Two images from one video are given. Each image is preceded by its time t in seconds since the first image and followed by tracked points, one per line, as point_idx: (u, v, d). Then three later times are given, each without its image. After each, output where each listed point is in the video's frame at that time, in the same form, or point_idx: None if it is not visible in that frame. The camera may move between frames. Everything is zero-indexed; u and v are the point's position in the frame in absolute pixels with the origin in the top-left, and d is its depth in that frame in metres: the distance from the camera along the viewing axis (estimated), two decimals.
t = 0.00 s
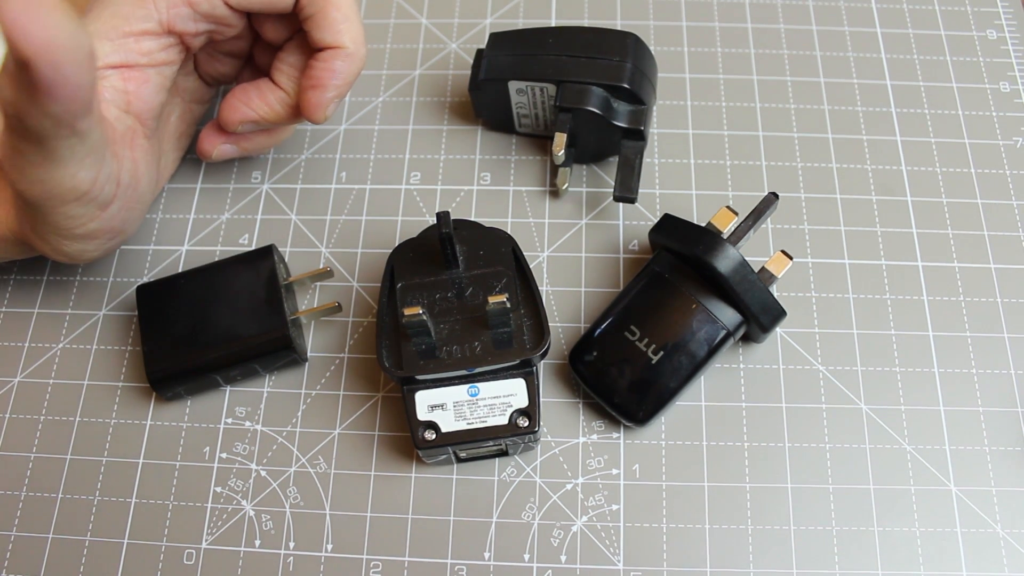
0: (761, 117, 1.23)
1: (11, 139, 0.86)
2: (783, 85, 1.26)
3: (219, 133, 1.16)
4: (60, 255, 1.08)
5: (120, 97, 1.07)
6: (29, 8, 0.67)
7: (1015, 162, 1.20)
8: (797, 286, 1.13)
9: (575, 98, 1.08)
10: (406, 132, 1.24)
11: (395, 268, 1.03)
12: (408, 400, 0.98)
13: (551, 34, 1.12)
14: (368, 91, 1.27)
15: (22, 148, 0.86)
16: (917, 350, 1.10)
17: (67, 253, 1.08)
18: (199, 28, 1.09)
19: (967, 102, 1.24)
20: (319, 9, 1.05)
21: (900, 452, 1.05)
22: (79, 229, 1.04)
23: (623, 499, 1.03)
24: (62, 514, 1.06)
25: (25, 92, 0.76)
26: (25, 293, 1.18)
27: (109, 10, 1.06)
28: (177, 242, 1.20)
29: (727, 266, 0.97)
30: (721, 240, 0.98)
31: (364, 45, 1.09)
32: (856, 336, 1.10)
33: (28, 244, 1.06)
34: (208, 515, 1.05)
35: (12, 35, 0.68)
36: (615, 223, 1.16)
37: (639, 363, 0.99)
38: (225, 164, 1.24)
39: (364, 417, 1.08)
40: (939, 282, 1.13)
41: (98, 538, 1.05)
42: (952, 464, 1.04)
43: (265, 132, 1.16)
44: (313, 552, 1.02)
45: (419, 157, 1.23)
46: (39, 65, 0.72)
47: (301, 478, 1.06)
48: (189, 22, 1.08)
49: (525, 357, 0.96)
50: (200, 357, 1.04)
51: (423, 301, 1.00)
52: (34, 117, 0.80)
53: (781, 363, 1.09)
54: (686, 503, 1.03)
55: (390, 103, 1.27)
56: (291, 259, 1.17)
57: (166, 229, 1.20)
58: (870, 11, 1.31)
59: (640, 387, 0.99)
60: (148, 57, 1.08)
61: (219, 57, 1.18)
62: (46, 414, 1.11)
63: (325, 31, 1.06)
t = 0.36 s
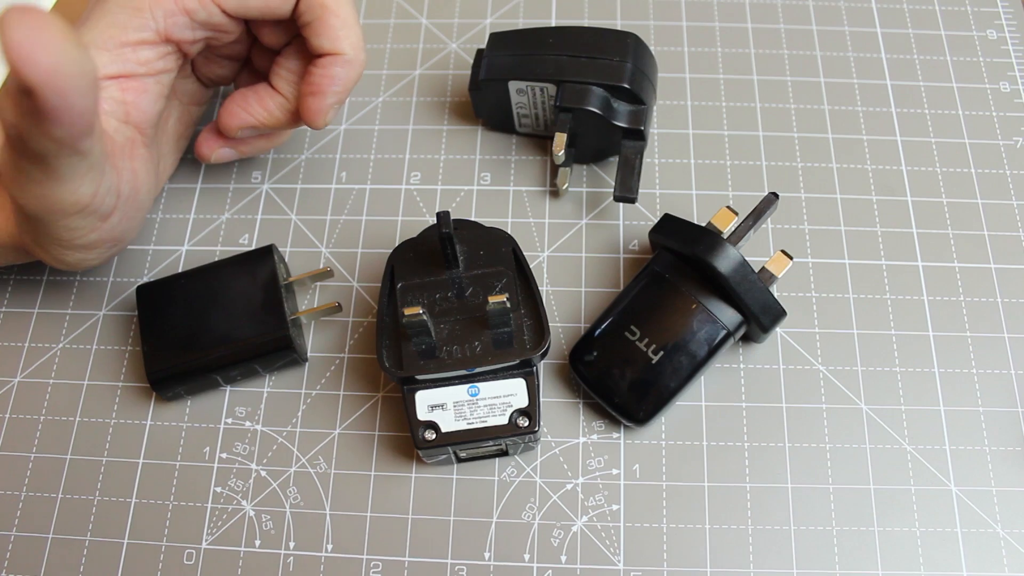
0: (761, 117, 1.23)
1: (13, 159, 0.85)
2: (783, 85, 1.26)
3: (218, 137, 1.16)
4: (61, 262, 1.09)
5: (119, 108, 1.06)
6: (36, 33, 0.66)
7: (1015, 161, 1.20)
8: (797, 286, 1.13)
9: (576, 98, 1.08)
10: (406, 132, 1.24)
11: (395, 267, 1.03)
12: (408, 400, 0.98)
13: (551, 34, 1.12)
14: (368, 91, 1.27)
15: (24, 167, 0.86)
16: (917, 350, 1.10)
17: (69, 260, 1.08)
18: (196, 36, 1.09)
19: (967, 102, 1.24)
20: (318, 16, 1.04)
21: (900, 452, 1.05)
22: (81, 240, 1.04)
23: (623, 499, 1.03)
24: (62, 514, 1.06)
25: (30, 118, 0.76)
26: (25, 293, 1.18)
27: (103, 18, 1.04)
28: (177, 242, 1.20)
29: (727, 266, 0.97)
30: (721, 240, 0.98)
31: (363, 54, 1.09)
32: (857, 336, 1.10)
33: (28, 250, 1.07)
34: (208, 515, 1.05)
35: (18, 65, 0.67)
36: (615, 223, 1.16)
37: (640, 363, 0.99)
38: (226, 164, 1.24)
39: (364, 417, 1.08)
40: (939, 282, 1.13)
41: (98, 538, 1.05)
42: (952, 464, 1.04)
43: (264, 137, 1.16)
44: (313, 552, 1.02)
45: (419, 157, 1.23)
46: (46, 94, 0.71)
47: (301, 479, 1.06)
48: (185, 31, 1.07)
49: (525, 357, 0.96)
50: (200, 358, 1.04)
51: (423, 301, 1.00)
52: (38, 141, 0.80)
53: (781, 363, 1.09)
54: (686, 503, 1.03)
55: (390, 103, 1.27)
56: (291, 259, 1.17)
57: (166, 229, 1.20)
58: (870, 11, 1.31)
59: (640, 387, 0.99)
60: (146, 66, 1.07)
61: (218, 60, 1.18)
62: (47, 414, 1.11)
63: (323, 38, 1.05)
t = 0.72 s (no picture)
0: (761, 117, 1.23)
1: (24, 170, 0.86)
2: (783, 85, 1.26)
3: (219, 139, 1.16)
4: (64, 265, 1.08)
5: (124, 112, 1.06)
6: (54, 46, 0.67)
7: (1015, 162, 1.20)
8: (797, 286, 1.13)
9: (576, 98, 1.08)
10: (406, 132, 1.24)
11: (395, 267, 1.03)
12: (408, 400, 0.98)
13: (551, 34, 1.12)
14: (369, 91, 1.27)
15: (35, 175, 0.85)
16: (917, 350, 1.10)
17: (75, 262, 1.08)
18: (198, 39, 1.09)
19: (967, 103, 1.24)
20: (322, 18, 1.04)
21: (900, 452, 1.05)
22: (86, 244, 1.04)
23: (623, 499, 1.03)
24: (62, 514, 1.06)
25: (47, 129, 0.76)
26: (25, 292, 1.18)
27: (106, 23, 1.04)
28: (177, 242, 1.20)
29: (727, 266, 0.97)
30: (721, 240, 0.98)
31: (366, 57, 1.09)
32: (857, 336, 1.10)
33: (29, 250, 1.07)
34: (208, 515, 1.05)
35: (36, 75, 0.68)
36: (615, 223, 1.16)
37: (640, 363, 0.99)
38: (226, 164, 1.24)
39: (364, 417, 1.08)
40: (939, 282, 1.13)
41: (98, 538, 1.05)
42: (952, 464, 1.04)
43: (264, 139, 1.17)
44: (313, 552, 1.02)
45: (419, 157, 1.23)
46: (66, 104, 0.72)
47: (301, 479, 1.05)
48: (188, 34, 1.07)
49: (525, 357, 0.96)
50: (201, 358, 1.04)
51: (423, 301, 1.00)
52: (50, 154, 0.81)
53: (781, 363, 1.09)
54: (686, 503, 1.02)
55: (390, 103, 1.27)
56: (291, 259, 1.17)
57: (166, 229, 1.20)
58: (870, 11, 1.31)
59: (640, 387, 0.98)
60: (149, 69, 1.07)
61: (220, 62, 1.18)
62: (47, 414, 1.11)
63: (325, 41, 1.05)
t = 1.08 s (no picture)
0: (762, 117, 1.23)
1: None
2: (783, 85, 1.26)
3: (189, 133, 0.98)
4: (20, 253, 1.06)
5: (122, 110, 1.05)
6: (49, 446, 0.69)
7: (1015, 162, 1.20)
8: (797, 286, 1.13)
9: (576, 98, 1.08)
10: (406, 131, 1.24)
11: (395, 266, 1.03)
12: (408, 399, 0.98)
13: (551, 34, 1.12)
14: (368, 91, 1.27)
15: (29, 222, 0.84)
16: (917, 350, 1.10)
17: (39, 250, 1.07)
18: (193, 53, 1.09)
19: (967, 102, 1.24)
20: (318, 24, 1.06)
21: (900, 451, 1.04)
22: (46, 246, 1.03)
23: (623, 499, 1.03)
24: (61, 513, 1.06)
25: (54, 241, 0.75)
26: (25, 292, 1.18)
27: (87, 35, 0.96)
28: (177, 241, 1.19)
29: (728, 265, 0.97)
30: (721, 239, 0.98)
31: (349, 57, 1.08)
32: (857, 336, 1.10)
33: None
34: (207, 514, 1.05)
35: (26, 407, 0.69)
36: (615, 223, 1.16)
37: (640, 362, 0.98)
38: (226, 164, 1.24)
39: (364, 416, 1.07)
40: (940, 282, 1.13)
41: (97, 538, 1.04)
42: (952, 464, 1.04)
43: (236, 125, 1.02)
44: (313, 551, 1.02)
45: (419, 156, 1.22)
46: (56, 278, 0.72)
47: (301, 478, 1.05)
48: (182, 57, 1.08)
49: (525, 356, 0.96)
50: (200, 357, 1.04)
51: (423, 300, 1.00)
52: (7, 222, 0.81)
53: (781, 362, 1.08)
54: (686, 502, 1.02)
55: (390, 102, 1.26)
56: (291, 258, 1.17)
57: (167, 228, 1.20)
58: (870, 10, 1.31)
59: (641, 386, 0.98)
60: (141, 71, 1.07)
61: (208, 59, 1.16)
62: (46, 413, 1.11)
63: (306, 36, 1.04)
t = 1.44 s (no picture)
0: (762, 117, 1.23)
1: None
2: (783, 85, 1.26)
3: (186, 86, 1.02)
4: None
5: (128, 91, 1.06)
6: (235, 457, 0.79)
7: (1015, 161, 1.20)
8: (797, 286, 1.13)
9: (576, 98, 1.08)
10: (406, 131, 1.24)
11: (395, 267, 1.03)
12: (408, 399, 0.98)
13: (551, 33, 1.12)
14: (368, 91, 1.27)
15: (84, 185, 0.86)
16: (917, 350, 1.10)
17: None
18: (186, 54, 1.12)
19: (967, 102, 1.24)
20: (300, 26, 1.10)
21: (900, 451, 1.04)
22: None
23: (623, 499, 1.03)
24: (61, 513, 1.06)
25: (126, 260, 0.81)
26: (24, 292, 1.18)
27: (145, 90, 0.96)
28: (177, 240, 1.19)
29: (728, 265, 0.97)
30: (722, 239, 0.98)
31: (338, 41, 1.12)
32: (857, 336, 1.10)
33: None
34: (207, 514, 1.05)
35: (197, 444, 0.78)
36: (615, 223, 1.16)
37: (640, 362, 0.98)
38: (226, 164, 1.24)
39: (364, 416, 1.07)
40: (940, 282, 1.13)
41: (97, 538, 1.04)
42: (952, 463, 1.04)
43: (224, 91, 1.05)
44: (313, 551, 1.02)
45: (419, 156, 1.22)
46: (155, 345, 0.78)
47: (301, 478, 1.05)
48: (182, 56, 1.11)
49: (525, 356, 0.96)
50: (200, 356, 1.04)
51: (423, 300, 1.00)
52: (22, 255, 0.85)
53: (781, 362, 1.08)
54: (686, 502, 1.02)
55: (390, 102, 1.26)
56: (290, 258, 1.17)
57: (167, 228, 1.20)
58: (870, 10, 1.31)
59: (641, 386, 0.98)
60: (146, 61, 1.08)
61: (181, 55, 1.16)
62: (46, 413, 1.11)
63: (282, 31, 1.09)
